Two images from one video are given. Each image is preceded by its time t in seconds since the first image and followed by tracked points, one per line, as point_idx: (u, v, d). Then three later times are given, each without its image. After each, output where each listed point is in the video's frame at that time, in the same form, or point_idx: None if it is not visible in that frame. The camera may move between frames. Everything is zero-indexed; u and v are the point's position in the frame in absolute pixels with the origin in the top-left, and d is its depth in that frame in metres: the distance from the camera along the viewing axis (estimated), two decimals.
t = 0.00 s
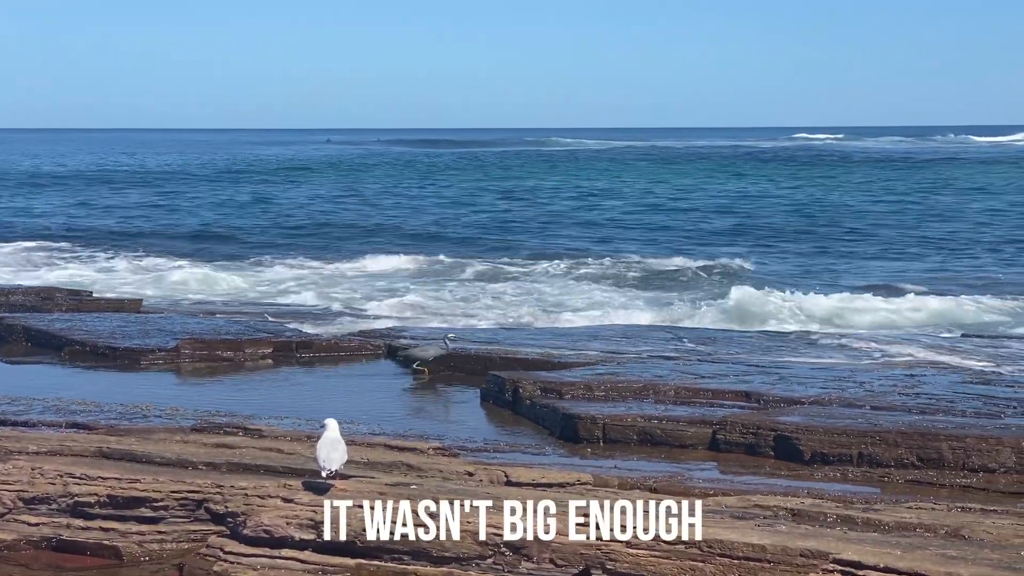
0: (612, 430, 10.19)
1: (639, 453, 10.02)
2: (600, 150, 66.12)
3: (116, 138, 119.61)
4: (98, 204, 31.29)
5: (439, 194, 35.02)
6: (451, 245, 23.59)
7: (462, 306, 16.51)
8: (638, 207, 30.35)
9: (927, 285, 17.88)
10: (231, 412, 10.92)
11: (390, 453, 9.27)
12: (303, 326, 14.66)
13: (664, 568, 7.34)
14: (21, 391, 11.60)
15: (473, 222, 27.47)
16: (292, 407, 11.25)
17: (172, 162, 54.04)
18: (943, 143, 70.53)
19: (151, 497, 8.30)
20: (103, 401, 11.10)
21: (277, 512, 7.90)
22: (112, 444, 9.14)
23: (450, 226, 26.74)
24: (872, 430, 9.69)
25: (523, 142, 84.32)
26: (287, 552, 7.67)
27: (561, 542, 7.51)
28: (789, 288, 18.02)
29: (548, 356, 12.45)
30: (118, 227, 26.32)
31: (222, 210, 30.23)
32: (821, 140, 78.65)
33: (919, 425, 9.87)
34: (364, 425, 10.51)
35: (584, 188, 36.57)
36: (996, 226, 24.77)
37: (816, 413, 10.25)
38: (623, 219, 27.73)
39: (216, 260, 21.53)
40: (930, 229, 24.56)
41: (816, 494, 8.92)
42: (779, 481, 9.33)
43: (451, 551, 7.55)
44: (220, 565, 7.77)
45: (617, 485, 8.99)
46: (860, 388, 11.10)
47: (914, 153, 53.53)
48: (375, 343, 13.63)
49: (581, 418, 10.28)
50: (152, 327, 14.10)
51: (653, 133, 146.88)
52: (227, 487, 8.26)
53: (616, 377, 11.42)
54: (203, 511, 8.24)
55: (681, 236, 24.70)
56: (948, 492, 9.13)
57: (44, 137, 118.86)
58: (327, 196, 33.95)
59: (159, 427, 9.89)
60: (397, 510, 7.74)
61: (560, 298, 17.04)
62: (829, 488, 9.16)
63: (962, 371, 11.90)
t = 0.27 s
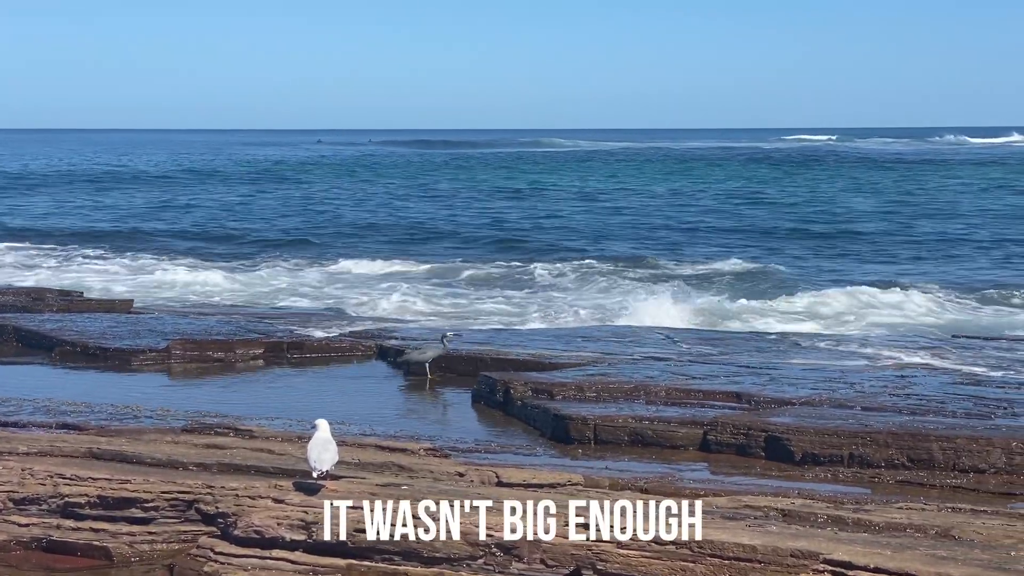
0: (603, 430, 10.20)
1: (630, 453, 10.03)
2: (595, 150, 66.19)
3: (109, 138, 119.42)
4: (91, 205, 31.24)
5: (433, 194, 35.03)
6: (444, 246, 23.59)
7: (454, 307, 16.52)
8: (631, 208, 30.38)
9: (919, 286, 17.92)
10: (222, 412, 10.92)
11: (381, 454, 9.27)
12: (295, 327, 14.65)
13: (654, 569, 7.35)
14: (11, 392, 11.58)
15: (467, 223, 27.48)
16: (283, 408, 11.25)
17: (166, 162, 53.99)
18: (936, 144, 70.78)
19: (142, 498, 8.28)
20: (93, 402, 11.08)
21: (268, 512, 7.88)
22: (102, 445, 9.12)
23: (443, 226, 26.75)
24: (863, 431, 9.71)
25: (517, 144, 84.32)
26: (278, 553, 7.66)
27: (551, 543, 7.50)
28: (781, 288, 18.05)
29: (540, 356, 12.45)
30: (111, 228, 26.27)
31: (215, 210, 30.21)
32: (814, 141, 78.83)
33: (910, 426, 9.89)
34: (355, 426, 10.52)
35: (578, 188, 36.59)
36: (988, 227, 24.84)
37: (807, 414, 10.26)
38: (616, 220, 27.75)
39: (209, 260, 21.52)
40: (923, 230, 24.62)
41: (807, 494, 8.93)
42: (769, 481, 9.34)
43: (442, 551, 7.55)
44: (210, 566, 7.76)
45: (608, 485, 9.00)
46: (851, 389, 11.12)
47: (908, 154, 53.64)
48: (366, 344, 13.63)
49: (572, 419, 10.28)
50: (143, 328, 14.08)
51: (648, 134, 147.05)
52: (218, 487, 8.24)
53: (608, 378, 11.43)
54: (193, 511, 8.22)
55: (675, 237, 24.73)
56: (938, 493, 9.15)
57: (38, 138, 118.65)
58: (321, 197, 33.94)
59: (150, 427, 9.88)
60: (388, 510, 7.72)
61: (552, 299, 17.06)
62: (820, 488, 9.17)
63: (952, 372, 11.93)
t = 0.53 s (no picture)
0: (595, 430, 10.21)
1: (621, 454, 10.04)
2: (589, 151, 66.27)
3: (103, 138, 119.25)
4: (84, 205, 31.18)
5: (426, 194, 35.03)
6: (438, 246, 23.60)
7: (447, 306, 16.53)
8: (625, 209, 30.41)
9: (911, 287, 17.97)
10: (213, 412, 10.91)
11: (372, 453, 9.28)
12: (287, 327, 14.65)
13: (645, 569, 7.35)
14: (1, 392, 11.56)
15: (461, 223, 27.49)
16: (275, 408, 11.25)
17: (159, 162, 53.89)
18: (929, 145, 70.94)
19: (132, 498, 8.28)
20: (84, 402, 11.07)
21: (259, 512, 7.88)
22: (93, 445, 9.12)
23: (437, 226, 26.76)
24: (854, 431, 9.73)
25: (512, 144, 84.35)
26: (269, 553, 7.66)
27: (542, 543, 7.50)
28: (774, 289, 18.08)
29: (532, 357, 12.47)
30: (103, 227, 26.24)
31: (208, 210, 30.18)
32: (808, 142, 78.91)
33: (901, 426, 9.91)
34: (347, 426, 10.53)
35: (571, 189, 36.63)
36: (981, 228, 24.91)
37: (798, 414, 10.28)
38: (610, 221, 27.78)
39: (202, 260, 21.50)
40: (915, 231, 24.67)
41: (797, 495, 8.94)
42: (760, 482, 9.35)
43: (432, 551, 7.55)
44: (201, 567, 7.74)
45: (599, 486, 9.01)
46: (842, 389, 11.14)
47: (901, 155, 53.77)
48: (358, 345, 13.62)
49: (563, 420, 10.29)
50: (134, 328, 14.07)
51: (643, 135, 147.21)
52: (209, 487, 8.23)
53: (599, 378, 11.44)
54: (184, 511, 8.21)
55: (668, 237, 24.76)
56: (929, 493, 9.17)
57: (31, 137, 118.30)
58: (314, 197, 33.92)
59: (141, 427, 9.86)
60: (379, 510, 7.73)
61: (543, 299, 17.08)
62: (811, 488, 9.18)
63: (942, 373, 11.96)
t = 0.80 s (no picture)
0: (587, 431, 10.22)
1: (613, 454, 10.05)
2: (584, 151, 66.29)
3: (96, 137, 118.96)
4: (76, 204, 31.11)
5: (420, 194, 35.02)
6: (431, 246, 23.59)
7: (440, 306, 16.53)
8: (619, 209, 30.42)
9: (904, 287, 18.01)
10: (205, 412, 10.90)
11: (364, 454, 9.27)
12: (279, 327, 14.64)
13: (636, 569, 7.36)
14: None
15: (455, 222, 27.49)
16: (267, 408, 11.24)
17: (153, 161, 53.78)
18: (923, 145, 71.06)
19: (124, 498, 8.27)
20: (76, 401, 11.06)
21: (250, 512, 7.87)
22: (84, 444, 9.11)
23: (430, 226, 26.76)
24: (845, 432, 9.75)
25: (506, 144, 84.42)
26: (260, 553, 7.65)
27: (533, 543, 7.50)
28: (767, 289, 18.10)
29: (524, 357, 12.47)
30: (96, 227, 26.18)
31: (202, 210, 30.15)
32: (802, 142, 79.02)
33: (892, 426, 9.93)
34: (339, 426, 10.53)
35: (566, 189, 36.64)
36: (974, 228, 24.98)
37: (790, 415, 10.30)
38: (604, 221, 27.79)
39: (195, 259, 21.46)
40: (908, 231, 24.72)
41: (789, 495, 8.96)
42: (752, 481, 9.37)
43: (424, 551, 7.55)
44: (192, 566, 7.73)
45: (591, 485, 9.02)
46: (833, 389, 11.16)
47: (895, 155, 53.89)
48: (350, 344, 13.62)
49: (555, 420, 10.30)
50: (125, 327, 14.05)
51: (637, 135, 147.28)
52: (201, 487, 8.23)
53: (591, 378, 11.45)
54: (176, 511, 8.21)
55: (661, 237, 24.77)
56: (920, 493, 9.19)
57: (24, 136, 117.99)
58: (308, 196, 33.89)
59: (132, 427, 9.85)
60: (371, 510, 7.72)
61: (537, 299, 17.07)
62: (802, 489, 9.19)
63: (933, 373, 11.99)
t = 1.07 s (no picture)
0: (579, 430, 10.23)
1: (605, 454, 10.05)
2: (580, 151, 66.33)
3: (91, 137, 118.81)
4: (70, 204, 31.06)
5: (415, 194, 35.02)
6: (426, 246, 23.59)
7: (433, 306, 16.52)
8: (613, 209, 30.45)
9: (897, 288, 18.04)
10: (197, 412, 10.89)
11: (356, 453, 9.27)
12: (272, 326, 14.63)
13: (628, 569, 7.37)
14: None
15: (449, 222, 27.49)
16: (259, 408, 11.24)
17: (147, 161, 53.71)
18: (917, 146, 71.26)
19: (115, 497, 8.26)
20: (67, 401, 11.05)
21: (242, 512, 7.86)
22: (76, 444, 9.10)
23: (425, 226, 26.76)
24: (837, 432, 9.76)
25: (502, 144, 84.34)
26: (251, 553, 7.64)
27: (525, 543, 7.50)
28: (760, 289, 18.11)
29: (517, 357, 12.47)
30: (90, 226, 26.14)
31: (196, 209, 30.12)
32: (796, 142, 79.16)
33: (884, 426, 9.95)
34: (331, 426, 10.52)
35: (561, 189, 36.66)
36: (968, 228, 25.01)
37: (782, 415, 10.31)
38: (599, 221, 27.81)
39: (188, 259, 21.44)
40: (902, 232, 24.76)
41: (781, 495, 8.97)
42: (744, 482, 9.38)
43: (416, 551, 7.55)
44: (184, 566, 7.72)
45: (583, 485, 9.02)
46: (825, 390, 11.18)
47: (890, 155, 54.00)
48: (343, 344, 13.61)
49: (547, 420, 10.31)
50: (117, 327, 14.04)
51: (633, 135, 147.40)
52: (192, 487, 8.22)
53: (583, 378, 11.46)
54: (167, 511, 8.19)
55: (656, 237, 24.79)
56: (912, 493, 9.20)
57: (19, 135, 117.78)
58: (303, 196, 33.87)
59: (124, 427, 9.85)
60: (363, 509, 7.71)
61: (530, 299, 17.07)
62: (794, 489, 9.20)
63: (925, 373, 12.01)
